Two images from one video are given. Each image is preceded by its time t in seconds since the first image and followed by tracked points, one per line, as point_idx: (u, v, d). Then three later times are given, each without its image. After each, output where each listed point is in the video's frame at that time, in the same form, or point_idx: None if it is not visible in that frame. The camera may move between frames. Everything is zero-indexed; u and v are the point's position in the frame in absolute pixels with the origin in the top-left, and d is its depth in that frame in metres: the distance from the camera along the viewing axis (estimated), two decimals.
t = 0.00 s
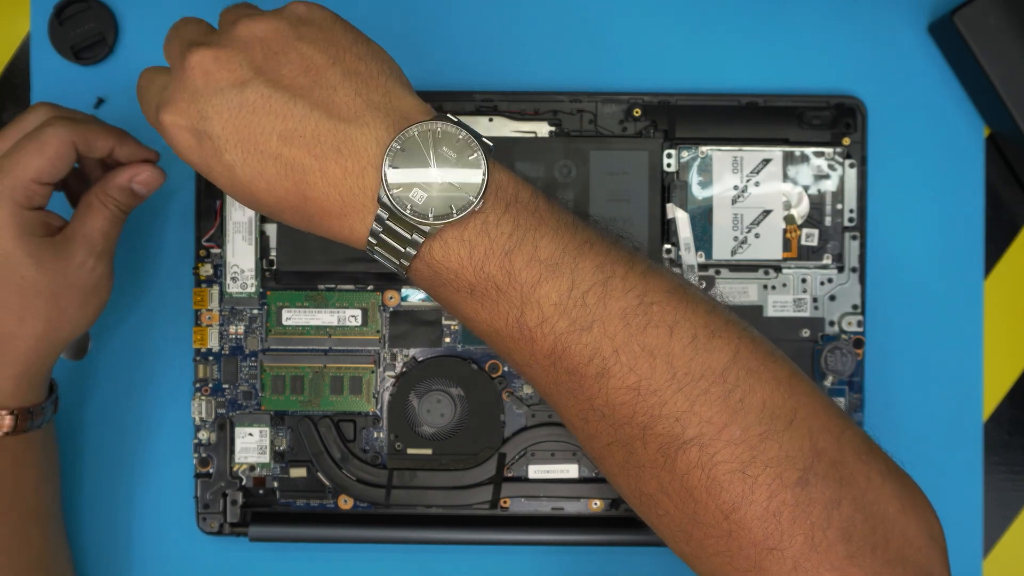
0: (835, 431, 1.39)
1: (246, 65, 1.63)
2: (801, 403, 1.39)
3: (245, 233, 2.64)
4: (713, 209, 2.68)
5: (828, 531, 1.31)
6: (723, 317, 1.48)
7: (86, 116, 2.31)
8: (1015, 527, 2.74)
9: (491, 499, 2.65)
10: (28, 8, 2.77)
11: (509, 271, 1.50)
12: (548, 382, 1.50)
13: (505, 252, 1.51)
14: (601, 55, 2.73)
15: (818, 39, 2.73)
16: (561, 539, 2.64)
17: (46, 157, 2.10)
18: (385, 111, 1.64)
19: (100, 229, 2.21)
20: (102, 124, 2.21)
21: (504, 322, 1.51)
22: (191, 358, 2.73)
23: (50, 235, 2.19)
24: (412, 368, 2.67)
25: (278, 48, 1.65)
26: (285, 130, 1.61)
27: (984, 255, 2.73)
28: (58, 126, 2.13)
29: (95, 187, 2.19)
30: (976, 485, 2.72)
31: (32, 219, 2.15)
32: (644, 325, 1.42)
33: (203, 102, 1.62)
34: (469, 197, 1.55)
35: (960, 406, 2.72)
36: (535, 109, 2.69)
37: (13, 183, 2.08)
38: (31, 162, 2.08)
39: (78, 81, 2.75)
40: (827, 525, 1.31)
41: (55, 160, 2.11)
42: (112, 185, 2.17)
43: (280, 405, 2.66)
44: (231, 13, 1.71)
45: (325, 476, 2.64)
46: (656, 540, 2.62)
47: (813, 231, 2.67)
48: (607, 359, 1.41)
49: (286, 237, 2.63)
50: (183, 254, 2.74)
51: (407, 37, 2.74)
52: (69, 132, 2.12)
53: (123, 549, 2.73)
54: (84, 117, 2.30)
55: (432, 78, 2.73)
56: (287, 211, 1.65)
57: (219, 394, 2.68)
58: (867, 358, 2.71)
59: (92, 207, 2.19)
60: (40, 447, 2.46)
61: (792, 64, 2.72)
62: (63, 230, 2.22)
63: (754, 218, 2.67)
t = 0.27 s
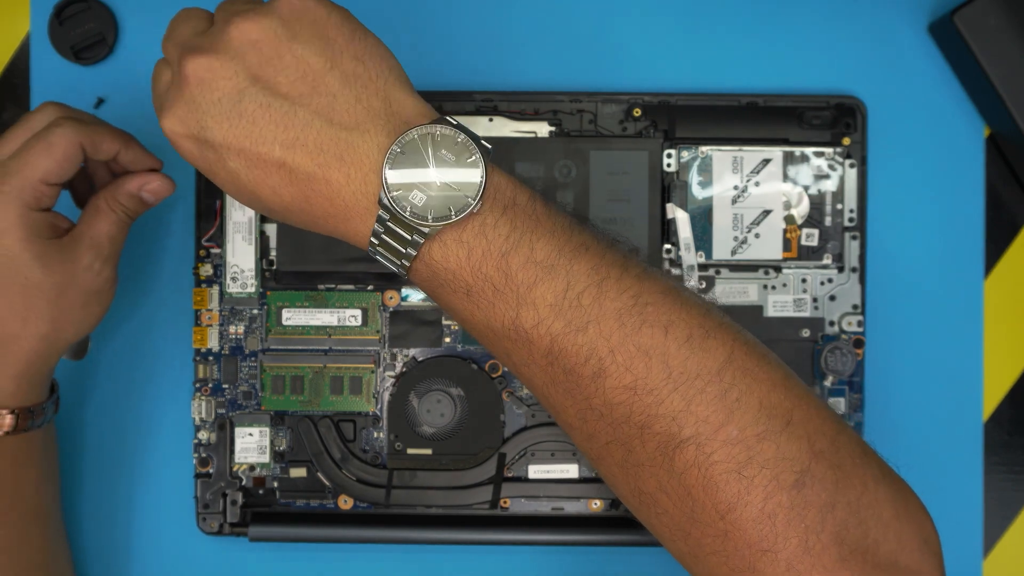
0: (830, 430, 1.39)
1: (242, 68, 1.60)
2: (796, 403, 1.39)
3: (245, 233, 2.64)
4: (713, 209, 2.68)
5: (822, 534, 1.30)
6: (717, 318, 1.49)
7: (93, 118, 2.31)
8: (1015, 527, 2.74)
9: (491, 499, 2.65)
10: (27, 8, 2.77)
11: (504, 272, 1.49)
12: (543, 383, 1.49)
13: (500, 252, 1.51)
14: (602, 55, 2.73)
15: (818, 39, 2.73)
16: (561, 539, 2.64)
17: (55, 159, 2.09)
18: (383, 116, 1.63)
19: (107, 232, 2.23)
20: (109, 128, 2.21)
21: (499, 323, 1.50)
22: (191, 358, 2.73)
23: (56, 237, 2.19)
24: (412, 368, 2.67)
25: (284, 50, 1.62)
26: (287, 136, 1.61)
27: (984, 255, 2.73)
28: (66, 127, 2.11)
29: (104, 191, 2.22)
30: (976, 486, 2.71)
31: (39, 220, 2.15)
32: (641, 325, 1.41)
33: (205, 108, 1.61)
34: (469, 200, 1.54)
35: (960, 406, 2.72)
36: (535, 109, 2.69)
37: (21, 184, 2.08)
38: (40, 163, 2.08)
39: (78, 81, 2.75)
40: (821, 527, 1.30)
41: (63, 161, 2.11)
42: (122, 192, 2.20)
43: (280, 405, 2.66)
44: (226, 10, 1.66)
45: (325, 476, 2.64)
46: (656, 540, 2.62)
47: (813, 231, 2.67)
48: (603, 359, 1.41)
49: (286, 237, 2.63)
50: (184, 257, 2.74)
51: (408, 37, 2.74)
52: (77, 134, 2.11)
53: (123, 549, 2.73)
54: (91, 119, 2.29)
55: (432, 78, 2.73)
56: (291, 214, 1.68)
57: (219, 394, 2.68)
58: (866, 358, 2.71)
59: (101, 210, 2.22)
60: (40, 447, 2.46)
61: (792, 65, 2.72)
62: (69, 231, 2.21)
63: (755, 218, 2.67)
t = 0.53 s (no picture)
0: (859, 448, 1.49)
1: (289, 74, 1.57)
2: (828, 422, 1.49)
3: (245, 233, 2.64)
4: (713, 209, 2.68)
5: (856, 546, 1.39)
6: (750, 340, 1.59)
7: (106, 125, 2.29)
8: (1015, 527, 2.74)
9: (491, 499, 2.65)
10: (27, 8, 2.77)
11: (551, 297, 1.53)
12: (587, 408, 1.55)
13: (547, 277, 1.54)
14: (602, 55, 2.73)
15: (818, 39, 2.72)
16: (560, 539, 2.64)
17: (62, 165, 2.08)
18: (426, 132, 1.62)
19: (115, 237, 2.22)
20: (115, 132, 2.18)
21: (544, 348, 1.53)
22: (191, 358, 2.73)
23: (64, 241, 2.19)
24: (412, 368, 2.67)
25: (301, 53, 1.59)
26: (327, 149, 1.58)
27: (984, 255, 2.73)
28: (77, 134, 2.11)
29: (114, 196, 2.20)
30: (976, 486, 2.71)
31: (45, 225, 2.15)
32: (686, 349, 1.49)
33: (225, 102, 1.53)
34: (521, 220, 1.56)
35: (960, 407, 2.72)
36: (534, 109, 2.69)
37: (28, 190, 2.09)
38: (47, 170, 2.07)
39: (78, 81, 2.75)
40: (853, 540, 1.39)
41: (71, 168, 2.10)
42: (131, 198, 2.18)
43: (280, 405, 2.66)
44: (265, 14, 1.65)
45: (325, 476, 2.64)
46: (655, 540, 2.62)
47: (813, 231, 2.67)
48: (650, 383, 1.49)
49: (285, 236, 2.63)
50: (184, 257, 2.74)
51: (408, 37, 2.73)
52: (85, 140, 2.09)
53: (123, 549, 2.73)
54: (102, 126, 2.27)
55: (432, 78, 2.73)
56: (311, 226, 1.60)
57: (219, 394, 2.68)
58: (866, 359, 2.72)
59: (110, 215, 2.21)
60: (42, 448, 2.46)
61: (792, 65, 2.72)
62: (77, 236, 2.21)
63: (755, 218, 2.67)
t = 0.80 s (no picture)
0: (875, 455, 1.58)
1: (333, 73, 1.43)
2: (871, 448, 1.56)
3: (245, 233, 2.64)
4: (713, 209, 2.68)
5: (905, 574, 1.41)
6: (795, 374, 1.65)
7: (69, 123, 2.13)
8: (1015, 527, 2.74)
9: (491, 499, 2.65)
10: (27, 8, 2.77)
11: (614, 318, 1.54)
12: (648, 440, 1.53)
13: (611, 300, 1.56)
14: (602, 55, 2.73)
15: (818, 39, 2.73)
16: (560, 539, 2.63)
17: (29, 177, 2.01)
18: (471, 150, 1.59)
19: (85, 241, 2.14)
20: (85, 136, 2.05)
21: (608, 373, 1.52)
22: (191, 358, 2.73)
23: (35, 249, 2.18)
24: (412, 369, 2.67)
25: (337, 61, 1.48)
26: (378, 152, 1.42)
27: (984, 255, 2.73)
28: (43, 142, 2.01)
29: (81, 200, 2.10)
30: (976, 486, 2.72)
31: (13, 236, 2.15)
32: (745, 375, 1.53)
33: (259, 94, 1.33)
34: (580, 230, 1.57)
35: (960, 407, 2.72)
36: (534, 109, 2.69)
37: None
38: (13, 182, 2.01)
39: (78, 81, 2.75)
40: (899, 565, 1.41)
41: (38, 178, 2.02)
42: (102, 203, 2.05)
43: (280, 405, 2.65)
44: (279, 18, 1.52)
45: (325, 476, 2.64)
46: (654, 540, 2.62)
47: (813, 231, 2.67)
48: (715, 409, 1.50)
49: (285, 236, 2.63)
50: (183, 257, 2.73)
51: (408, 37, 2.73)
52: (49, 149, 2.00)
53: (123, 549, 2.73)
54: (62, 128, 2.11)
55: (432, 78, 2.73)
56: (353, 242, 1.42)
57: (218, 394, 2.68)
58: (866, 359, 2.72)
59: (79, 218, 2.12)
60: (41, 447, 2.46)
61: (792, 65, 2.72)
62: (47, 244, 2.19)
63: (755, 218, 2.67)
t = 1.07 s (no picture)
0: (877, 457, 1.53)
1: (303, 113, 1.39)
2: (874, 457, 1.50)
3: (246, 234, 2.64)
4: (713, 209, 2.68)
5: None
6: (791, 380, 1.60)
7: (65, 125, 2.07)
8: (1015, 527, 2.74)
9: (491, 499, 2.65)
10: (27, 8, 2.77)
11: (601, 343, 1.48)
12: (642, 464, 1.50)
13: (597, 322, 1.50)
14: (602, 56, 2.73)
15: (818, 39, 2.72)
16: (560, 539, 2.64)
17: (39, 187, 1.96)
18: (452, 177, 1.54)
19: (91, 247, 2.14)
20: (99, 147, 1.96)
21: (597, 401, 1.48)
22: (191, 359, 2.73)
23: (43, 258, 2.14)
24: (412, 369, 2.67)
25: (308, 94, 1.44)
26: (353, 191, 1.39)
27: (984, 255, 2.73)
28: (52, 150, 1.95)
29: (87, 207, 2.09)
30: (976, 486, 2.72)
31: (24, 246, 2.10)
32: (739, 392, 1.47)
33: (227, 147, 1.32)
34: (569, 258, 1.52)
35: (960, 407, 2.72)
36: (534, 109, 2.69)
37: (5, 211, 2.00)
38: (26, 192, 1.97)
39: (78, 81, 2.74)
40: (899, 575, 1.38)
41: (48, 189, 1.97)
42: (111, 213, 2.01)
43: (280, 405, 2.65)
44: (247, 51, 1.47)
45: (325, 476, 2.64)
46: (654, 540, 2.63)
47: (813, 231, 2.67)
48: (708, 430, 1.45)
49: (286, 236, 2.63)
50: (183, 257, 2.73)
51: (408, 37, 2.73)
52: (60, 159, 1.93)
53: (122, 549, 2.73)
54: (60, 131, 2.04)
55: (432, 79, 2.73)
56: (335, 284, 1.41)
57: (219, 394, 2.68)
58: (866, 359, 2.71)
59: (85, 225, 2.11)
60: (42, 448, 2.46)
61: (792, 65, 2.72)
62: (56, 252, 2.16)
63: (755, 218, 2.67)
